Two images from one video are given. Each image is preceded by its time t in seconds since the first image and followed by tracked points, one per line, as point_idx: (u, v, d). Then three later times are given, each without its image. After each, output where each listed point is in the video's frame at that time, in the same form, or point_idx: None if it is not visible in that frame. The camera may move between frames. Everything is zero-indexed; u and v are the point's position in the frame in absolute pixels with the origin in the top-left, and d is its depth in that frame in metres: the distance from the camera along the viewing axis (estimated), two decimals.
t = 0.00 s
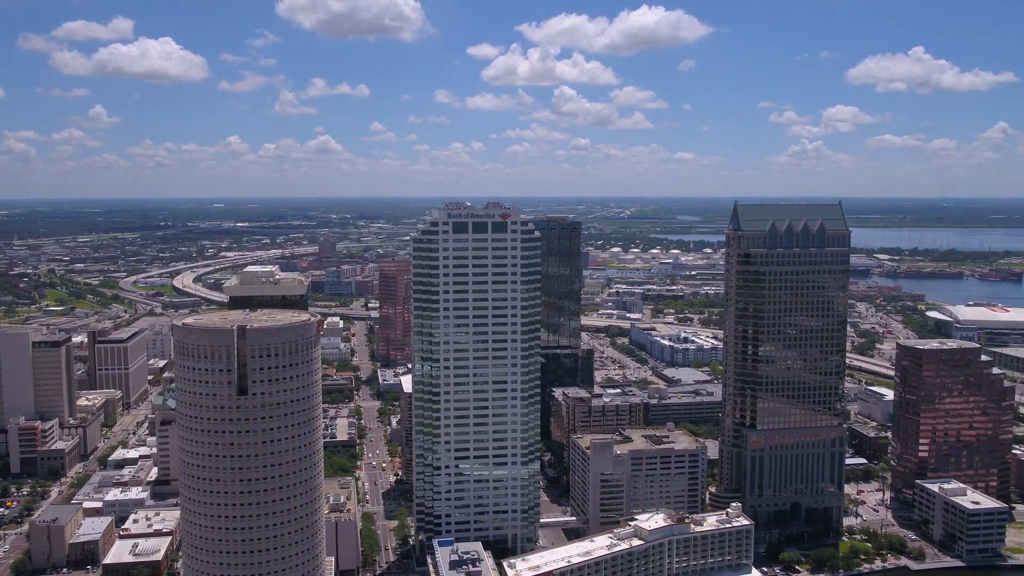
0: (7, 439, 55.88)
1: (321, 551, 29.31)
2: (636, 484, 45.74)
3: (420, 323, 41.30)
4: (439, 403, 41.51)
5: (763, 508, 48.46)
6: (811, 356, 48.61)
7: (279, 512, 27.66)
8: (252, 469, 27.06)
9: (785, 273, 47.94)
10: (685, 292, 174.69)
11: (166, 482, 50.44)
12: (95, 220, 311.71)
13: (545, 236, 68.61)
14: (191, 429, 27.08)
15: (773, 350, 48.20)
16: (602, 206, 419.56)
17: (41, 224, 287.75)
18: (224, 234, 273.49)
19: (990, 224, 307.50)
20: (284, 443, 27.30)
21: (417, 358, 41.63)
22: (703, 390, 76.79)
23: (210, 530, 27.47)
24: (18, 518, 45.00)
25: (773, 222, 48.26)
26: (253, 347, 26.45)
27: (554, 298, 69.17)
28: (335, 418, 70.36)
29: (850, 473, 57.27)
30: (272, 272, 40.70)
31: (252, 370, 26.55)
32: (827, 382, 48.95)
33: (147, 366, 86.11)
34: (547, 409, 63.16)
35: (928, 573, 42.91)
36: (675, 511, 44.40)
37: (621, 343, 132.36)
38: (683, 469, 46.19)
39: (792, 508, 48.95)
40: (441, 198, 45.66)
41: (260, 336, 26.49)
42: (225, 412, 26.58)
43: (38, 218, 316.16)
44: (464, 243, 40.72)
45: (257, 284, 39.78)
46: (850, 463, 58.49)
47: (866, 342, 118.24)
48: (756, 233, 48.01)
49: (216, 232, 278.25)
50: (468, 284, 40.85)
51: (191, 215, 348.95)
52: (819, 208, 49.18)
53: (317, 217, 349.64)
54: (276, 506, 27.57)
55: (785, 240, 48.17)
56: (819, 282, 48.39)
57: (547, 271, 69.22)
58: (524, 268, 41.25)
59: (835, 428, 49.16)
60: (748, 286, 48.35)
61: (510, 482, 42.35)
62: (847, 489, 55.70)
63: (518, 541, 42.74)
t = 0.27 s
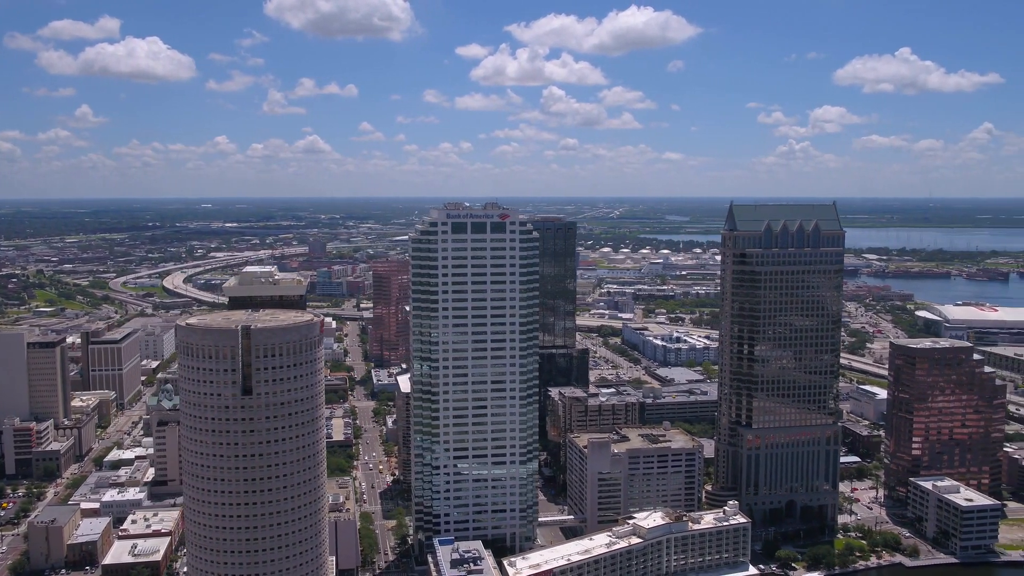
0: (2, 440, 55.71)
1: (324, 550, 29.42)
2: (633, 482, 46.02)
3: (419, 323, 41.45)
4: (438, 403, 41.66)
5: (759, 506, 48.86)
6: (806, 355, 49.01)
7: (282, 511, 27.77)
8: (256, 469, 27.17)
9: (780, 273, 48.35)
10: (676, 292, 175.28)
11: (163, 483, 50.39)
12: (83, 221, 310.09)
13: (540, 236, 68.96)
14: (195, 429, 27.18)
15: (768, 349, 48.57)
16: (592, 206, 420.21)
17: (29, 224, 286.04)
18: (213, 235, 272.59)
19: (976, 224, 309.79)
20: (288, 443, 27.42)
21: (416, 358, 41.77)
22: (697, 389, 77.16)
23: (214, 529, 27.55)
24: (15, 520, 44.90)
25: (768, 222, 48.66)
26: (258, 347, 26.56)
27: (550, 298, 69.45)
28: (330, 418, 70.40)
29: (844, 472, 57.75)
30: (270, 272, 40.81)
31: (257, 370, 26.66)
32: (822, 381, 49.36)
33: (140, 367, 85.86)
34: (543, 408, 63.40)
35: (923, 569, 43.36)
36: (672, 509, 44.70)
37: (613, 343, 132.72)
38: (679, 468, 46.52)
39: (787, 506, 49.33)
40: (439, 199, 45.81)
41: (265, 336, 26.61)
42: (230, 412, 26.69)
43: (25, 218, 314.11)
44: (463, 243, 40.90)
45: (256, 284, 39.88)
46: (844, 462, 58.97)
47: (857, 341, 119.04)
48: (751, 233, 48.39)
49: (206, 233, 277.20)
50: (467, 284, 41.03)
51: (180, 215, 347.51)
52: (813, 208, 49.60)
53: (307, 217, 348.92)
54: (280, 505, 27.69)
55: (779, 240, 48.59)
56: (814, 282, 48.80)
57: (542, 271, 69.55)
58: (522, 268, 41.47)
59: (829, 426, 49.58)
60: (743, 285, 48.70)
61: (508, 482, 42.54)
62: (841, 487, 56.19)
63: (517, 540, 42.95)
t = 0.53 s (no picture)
0: None
1: (327, 549, 29.54)
2: (631, 481, 46.26)
3: (419, 323, 41.60)
4: (437, 403, 41.83)
5: (755, 504, 49.18)
6: (801, 354, 49.39)
7: (286, 511, 27.88)
8: (260, 468, 27.27)
9: (777, 272, 48.72)
10: (668, 292, 175.80)
11: (161, 483, 50.38)
12: (71, 221, 308.76)
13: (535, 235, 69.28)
14: (198, 428, 27.29)
15: (764, 349, 48.92)
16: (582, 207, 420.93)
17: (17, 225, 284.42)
18: (204, 235, 271.77)
19: (964, 224, 311.78)
20: (292, 443, 27.54)
21: (416, 357, 41.88)
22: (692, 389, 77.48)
23: (218, 528, 27.64)
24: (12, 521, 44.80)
25: (764, 223, 49.02)
26: (262, 347, 26.69)
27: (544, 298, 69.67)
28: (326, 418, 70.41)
29: (839, 470, 58.18)
30: (270, 273, 40.77)
31: (261, 370, 26.76)
32: (817, 380, 49.74)
33: (134, 367, 85.60)
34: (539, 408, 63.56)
35: (919, 566, 43.81)
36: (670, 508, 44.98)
37: (606, 343, 133.05)
38: (676, 467, 46.85)
39: (783, 504, 49.66)
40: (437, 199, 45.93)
41: (270, 336, 26.73)
42: (234, 412, 26.79)
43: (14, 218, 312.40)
44: (463, 243, 41.07)
45: (256, 284, 39.81)
46: (838, 460, 59.40)
47: (848, 341, 119.73)
48: (748, 233, 48.74)
49: (196, 233, 276.19)
50: (467, 283, 41.20)
51: (169, 216, 346.33)
52: (809, 208, 49.96)
53: (297, 218, 348.10)
54: (285, 505, 27.81)
55: (776, 240, 48.96)
56: (809, 282, 49.19)
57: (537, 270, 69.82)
58: (521, 268, 41.68)
59: (824, 425, 49.95)
60: (740, 285, 49.05)
61: (507, 481, 42.72)
62: (835, 485, 56.63)
63: (515, 539, 43.16)
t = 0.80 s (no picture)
0: None
1: (331, 548, 29.68)
2: (629, 480, 46.51)
3: (419, 322, 41.76)
4: (437, 402, 41.98)
5: (752, 502, 49.53)
6: (797, 354, 49.78)
7: (292, 510, 28.00)
8: (266, 468, 27.39)
9: (773, 272, 49.10)
10: (660, 291, 176.36)
11: (159, 484, 50.33)
12: (60, 221, 307.28)
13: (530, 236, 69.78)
14: (203, 428, 27.37)
15: (761, 348, 49.30)
16: (573, 206, 421.49)
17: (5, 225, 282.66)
18: (195, 235, 270.81)
19: (951, 225, 313.79)
20: (297, 442, 27.67)
21: (416, 357, 42.02)
22: (686, 388, 77.81)
23: (224, 527, 27.73)
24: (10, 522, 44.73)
25: (760, 223, 49.37)
26: (268, 347, 26.80)
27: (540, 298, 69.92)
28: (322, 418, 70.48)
29: (833, 468, 58.66)
30: (270, 273, 40.78)
31: (267, 370, 26.89)
32: (813, 379, 50.15)
33: (127, 368, 85.33)
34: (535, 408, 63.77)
35: (913, 562, 44.28)
36: (668, 506, 45.28)
37: (599, 343, 133.40)
38: (674, 465, 47.15)
39: (779, 502, 50.03)
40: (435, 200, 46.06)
41: (275, 336, 26.86)
42: (240, 412, 26.90)
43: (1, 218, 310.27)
44: (462, 243, 41.26)
45: (255, 284, 39.79)
46: (832, 458, 59.89)
47: (839, 340, 120.39)
48: (744, 233, 49.09)
49: (185, 234, 275.12)
50: (466, 283, 41.38)
51: (159, 216, 344.74)
52: (805, 209, 50.35)
53: (287, 218, 347.17)
54: (290, 504, 27.92)
55: (772, 240, 49.35)
56: (805, 282, 49.59)
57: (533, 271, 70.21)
58: (520, 268, 41.89)
59: (819, 424, 50.38)
60: (737, 285, 49.42)
61: (506, 480, 42.93)
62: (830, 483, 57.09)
63: (515, 537, 43.37)
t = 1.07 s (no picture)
0: None
1: (335, 547, 29.78)
2: (627, 478, 46.80)
3: (418, 322, 41.94)
4: (436, 401, 42.16)
5: (748, 500, 49.90)
6: (791, 353, 50.18)
7: (297, 509, 28.07)
8: (271, 467, 27.49)
9: (769, 272, 49.50)
10: (651, 291, 176.87)
11: (157, 484, 50.32)
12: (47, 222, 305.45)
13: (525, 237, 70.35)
14: (209, 428, 27.46)
15: (757, 347, 49.68)
16: (563, 207, 421.81)
17: None
18: (184, 236, 269.62)
19: (939, 225, 315.68)
20: (302, 442, 27.79)
21: (416, 356, 42.19)
22: (680, 387, 78.17)
23: (230, 526, 27.78)
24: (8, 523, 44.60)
25: (756, 223, 49.77)
26: (273, 346, 26.93)
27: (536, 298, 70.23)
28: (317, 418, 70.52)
29: (828, 466, 59.14)
30: (270, 273, 40.86)
31: (272, 370, 27.01)
32: (809, 377, 50.57)
33: (121, 369, 85.01)
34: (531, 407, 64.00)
35: (908, 558, 44.76)
36: (666, 504, 45.58)
37: (591, 342, 133.73)
38: (672, 464, 47.46)
39: (775, 500, 50.42)
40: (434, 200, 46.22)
41: (281, 336, 26.99)
42: (246, 411, 27.02)
43: None
44: (461, 243, 41.44)
45: (256, 284, 39.87)
46: (826, 456, 60.38)
47: (831, 339, 121.11)
48: (740, 233, 49.47)
49: (174, 234, 273.75)
50: (465, 283, 41.57)
51: (147, 216, 342.87)
52: (800, 208, 50.77)
53: (276, 218, 345.93)
54: (296, 503, 28.01)
55: (767, 240, 49.77)
56: (801, 281, 50.00)
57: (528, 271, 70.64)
58: (519, 268, 42.14)
59: (814, 422, 50.81)
60: (733, 285, 49.77)
61: (506, 479, 43.14)
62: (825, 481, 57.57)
63: (514, 536, 43.56)
